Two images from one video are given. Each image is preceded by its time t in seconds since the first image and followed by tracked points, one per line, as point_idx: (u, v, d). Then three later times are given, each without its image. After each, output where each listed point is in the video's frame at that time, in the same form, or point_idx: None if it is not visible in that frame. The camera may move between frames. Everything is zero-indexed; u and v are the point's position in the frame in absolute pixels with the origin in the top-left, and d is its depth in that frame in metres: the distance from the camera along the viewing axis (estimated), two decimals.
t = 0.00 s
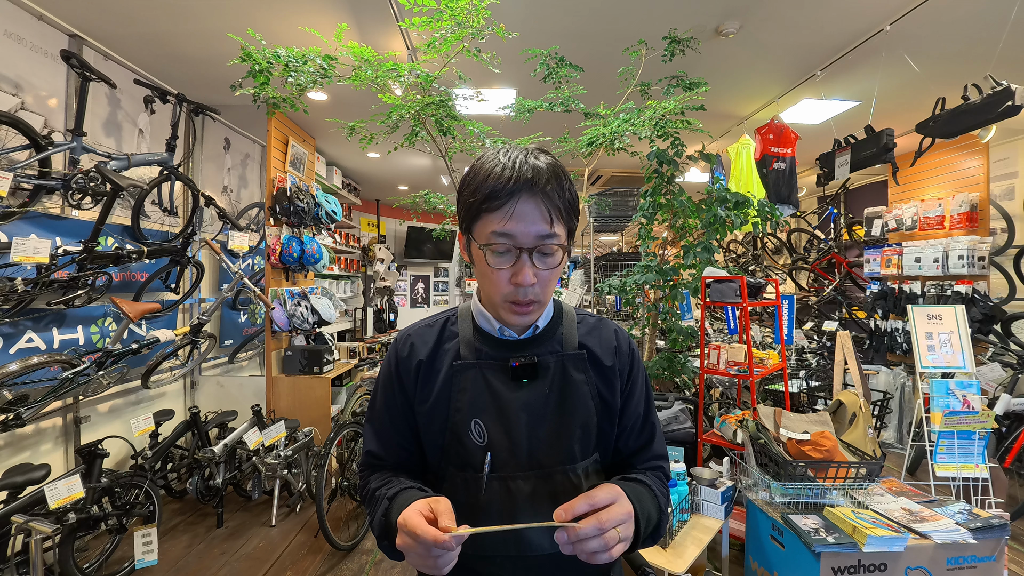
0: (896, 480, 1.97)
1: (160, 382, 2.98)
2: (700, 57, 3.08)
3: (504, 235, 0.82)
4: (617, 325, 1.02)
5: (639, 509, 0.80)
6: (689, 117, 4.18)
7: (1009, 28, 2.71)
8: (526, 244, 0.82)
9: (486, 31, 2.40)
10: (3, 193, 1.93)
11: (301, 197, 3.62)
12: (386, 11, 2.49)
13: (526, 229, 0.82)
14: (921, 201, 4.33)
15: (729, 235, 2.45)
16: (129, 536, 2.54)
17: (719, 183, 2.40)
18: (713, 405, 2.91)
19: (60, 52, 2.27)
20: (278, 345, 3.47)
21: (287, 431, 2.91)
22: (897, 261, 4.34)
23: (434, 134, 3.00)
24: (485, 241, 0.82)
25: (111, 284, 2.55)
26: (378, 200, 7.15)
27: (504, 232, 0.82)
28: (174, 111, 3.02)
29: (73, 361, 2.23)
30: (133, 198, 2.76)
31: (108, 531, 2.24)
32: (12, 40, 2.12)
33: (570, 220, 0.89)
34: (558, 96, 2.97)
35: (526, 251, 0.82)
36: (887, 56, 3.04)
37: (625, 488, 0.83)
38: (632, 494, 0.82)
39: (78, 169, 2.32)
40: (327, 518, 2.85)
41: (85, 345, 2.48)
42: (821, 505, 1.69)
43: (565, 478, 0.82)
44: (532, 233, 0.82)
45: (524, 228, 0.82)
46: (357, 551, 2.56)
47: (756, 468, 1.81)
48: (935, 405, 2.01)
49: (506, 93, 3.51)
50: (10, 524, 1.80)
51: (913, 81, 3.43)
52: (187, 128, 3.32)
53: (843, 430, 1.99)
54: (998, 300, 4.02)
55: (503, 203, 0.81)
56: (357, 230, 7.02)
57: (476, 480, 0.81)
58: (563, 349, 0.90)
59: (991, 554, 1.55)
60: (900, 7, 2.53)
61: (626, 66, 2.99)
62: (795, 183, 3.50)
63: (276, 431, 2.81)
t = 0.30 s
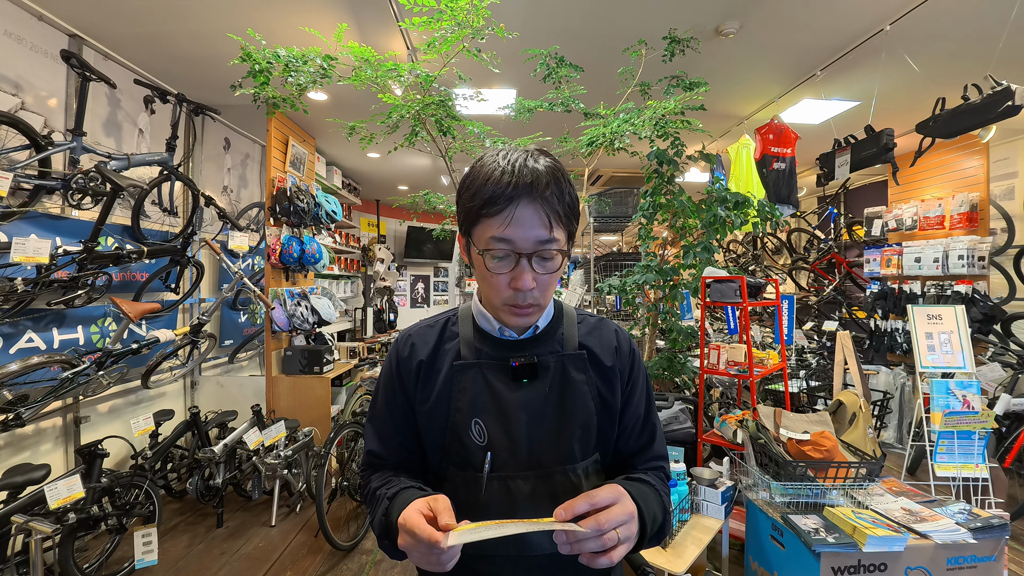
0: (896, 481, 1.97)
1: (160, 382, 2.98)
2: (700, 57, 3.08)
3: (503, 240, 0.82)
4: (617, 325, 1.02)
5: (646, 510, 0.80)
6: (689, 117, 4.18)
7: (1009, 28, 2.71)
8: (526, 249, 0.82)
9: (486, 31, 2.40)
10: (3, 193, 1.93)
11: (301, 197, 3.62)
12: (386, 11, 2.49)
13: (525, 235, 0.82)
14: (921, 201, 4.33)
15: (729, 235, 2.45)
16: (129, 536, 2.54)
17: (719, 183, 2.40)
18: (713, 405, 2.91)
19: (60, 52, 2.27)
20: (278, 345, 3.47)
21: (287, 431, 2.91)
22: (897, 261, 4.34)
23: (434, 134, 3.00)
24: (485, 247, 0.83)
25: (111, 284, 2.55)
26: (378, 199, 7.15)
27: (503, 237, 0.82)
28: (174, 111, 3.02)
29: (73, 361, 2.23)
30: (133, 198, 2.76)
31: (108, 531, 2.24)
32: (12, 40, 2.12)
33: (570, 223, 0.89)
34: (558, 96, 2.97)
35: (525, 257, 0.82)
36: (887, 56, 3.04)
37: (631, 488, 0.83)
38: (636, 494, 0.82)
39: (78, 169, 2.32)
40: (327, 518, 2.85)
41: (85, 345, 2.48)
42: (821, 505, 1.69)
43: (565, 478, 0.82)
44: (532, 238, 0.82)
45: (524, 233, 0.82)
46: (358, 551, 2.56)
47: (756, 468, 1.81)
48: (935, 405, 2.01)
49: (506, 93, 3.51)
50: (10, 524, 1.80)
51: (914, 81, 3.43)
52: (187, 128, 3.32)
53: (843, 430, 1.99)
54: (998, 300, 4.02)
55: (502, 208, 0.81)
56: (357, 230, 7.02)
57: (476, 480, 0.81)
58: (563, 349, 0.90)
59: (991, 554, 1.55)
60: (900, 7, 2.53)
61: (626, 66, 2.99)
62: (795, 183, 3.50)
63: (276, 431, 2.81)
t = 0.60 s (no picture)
0: (896, 481, 1.97)
1: (160, 382, 2.98)
2: (700, 57, 3.08)
3: (503, 242, 0.82)
4: (616, 325, 1.02)
5: (647, 510, 0.80)
6: (689, 117, 4.18)
7: (1009, 28, 2.71)
8: (526, 251, 0.82)
9: (486, 31, 2.40)
10: (3, 193, 1.93)
11: (301, 197, 3.62)
12: (386, 11, 2.49)
13: (526, 236, 0.82)
14: (921, 201, 4.33)
15: (729, 235, 2.45)
16: (129, 536, 2.54)
17: (719, 183, 2.40)
18: (713, 405, 2.92)
19: (60, 52, 2.27)
20: (278, 345, 3.47)
21: (287, 431, 2.91)
22: (897, 261, 4.34)
23: (434, 134, 3.00)
24: (485, 248, 0.83)
25: (111, 284, 2.55)
26: (378, 200, 7.15)
27: (503, 238, 0.82)
28: (174, 111, 3.02)
29: (73, 361, 2.23)
30: (133, 198, 2.76)
31: (108, 531, 2.24)
32: (13, 40, 2.12)
33: (570, 224, 0.89)
34: (558, 96, 2.97)
35: (526, 259, 0.82)
36: (887, 56, 3.04)
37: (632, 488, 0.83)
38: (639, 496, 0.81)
39: (78, 169, 2.32)
40: (327, 518, 2.85)
41: (85, 345, 2.48)
42: (821, 505, 1.69)
43: (565, 477, 0.82)
44: (533, 240, 0.82)
45: (524, 235, 0.82)
46: (358, 551, 2.56)
47: (756, 468, 1.81)
48: (935, 405, 2.01)
49: (506, 93, 3.51)
50: (10, 524, 1.80)
51: (914, 81, 3.43)
52: (187, 128, 3.32)
53: (843, 430, 1.99)
54: (998, 300, 4.02)
55: (503, 210, 0.81)
56: (357, 230, 7.02)
57: (476, 480, 0.81)
58: (562, 349, 0.90)
59: (991, 554, 1.55)
60: (900, 7, 2.53)
61: (626, 65, 2.99)
62: (795, 183, 3.50)
63: (276, 431, 2.81)
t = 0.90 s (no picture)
0: (896, 481, 1.97)
1: (160, 382, 2.98)
2: (700, 57, 3.08)
3: (500, 242, 0.82)
4: (614, 325, 1.02)
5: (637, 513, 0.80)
6: (689, 117, 4.18)
7: (1009, 28, 2.71)
8: (523, 252, 0.82)
9: (486, 31, 2.40)
10: (3, 193, 1.93)
11: (301, 197, 3.62)
12: (387, 11, 2.49)
13: (522, 237, 0.81)
14: (921, 201, 4.33)
15: (729, 235, 2.45)
16: (129, 536, 2.54)
17: (719, 183, 2.40)
18: (713, 405, 2.92)
19: (60, 52, 2.27)
20: (278, 345, 3.47)
21: (286, 431, 2.91)
22: (897, 261, 4.34)
23: (434, 134, 3.00)
24: (482, 249, 0.83)
25: (111, 284, 2.55)
26: (378, 200, 7.15)
27: (500, 239, 0.82)
28: (174, 111, 3.02)
29: (73, 361, 2.23)
30: (133, 198, 2.76)
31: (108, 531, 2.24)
32: (13, 40, 2.12)
33: (567, 225, 0.89)
34: (558, 96, 2.97)
35: (522, 259, 0.82)
36: (887, 56, 3.04)
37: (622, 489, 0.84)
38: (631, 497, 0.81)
39: (78, 169, 2.32)
40: (327, 518, 2.85)
41: (85, 345, 2.48)
42: (821, 505, 1.69)
43: (561, 477, 0.82)
44: (529, 240, 0.82)
45: (521, 235, 0.82)
46: (358, 551, 2.56)
47: (756, 468, 1.81)
48: (935, 405, 2.01)
49: (506, 93, 3.51)
50: (10, 524, 1.80)
51: (914, 81, 3.43)
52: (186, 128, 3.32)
53: (843, 430, 1.99)
54: (998, 300, 4.02)
55: (499, 210, 0.81)
56: (357, 230, 7.02)
57: (473, 481, 0.81)
58: (559, 350, 0.90)
59: (991, 554, 1.55)
60: (900, 7, 2.53)
61: (626, 65, 2.99)
62: (795, 183, 3.50)
63: (276, 431, 2.81)
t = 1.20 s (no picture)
0: (896, 480, 1.97)
1: (160, 382, 2.98)
2: (700, 57, 3.08)
3: (497, 242, 0.82)
4: (612, 325, 1.02)
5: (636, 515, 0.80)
6: (689, 117, 4.18)
7: (1009, 28, 2.71)
8: (520, 251, 0.82)
9: (486, 31, 2.40)
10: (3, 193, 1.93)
11: (301, 197, 3.62)
12: (387, 11, 2.49)
13: (519, 236, 0.82)
14: (921, 201, 4.33)
15: (729, 235, 2.45)
16: (129, 536, 2.54)
17: (719, 183, 2.40)
18: (713, 405, 2.91)
19: (60, 52, 2.27)
20: (278, 345, 3.47)
21: (286, 431, 2.91)
22: (897, 261, 4.34)
23: (434, 134, 3.00)
24: (478, 249, 0.83)
25: (111, 284, 2.55)
26: (378, 199, 7.15)
27: (496, 239, 0.82)
28: (174, 111, 3.02)
29: (73, 361, 2.23)
30: (133, 198, 2.75)
31: (108, 531, 2.24)
32: (13, 40, 2.12)
33: (564, 224, 0.89)
34: (558, 96, 2.97)
35: (519, 259, 0.82)
36: (887, 56, 3.04)
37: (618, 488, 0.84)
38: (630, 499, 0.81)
39: (78, 169, 2.32)
40: (327, 518, 2.85)
41: (85, 345, 2.48)
42: (821, 505, 1.69)
43: (560, 478, 0.82)
44: (526, 240, 0.82)
45: (517, 235, 0.82)
46: (358, 551, 2.55)
47: (756, 468, 1.81)
48: (935, 405, 2.01)
49: (506, 93, 3.51)
50: (10, 524, 1.80)
51: (914, 81, 3.43)
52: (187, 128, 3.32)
53: (843, 430, 1.99)
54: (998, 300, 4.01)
55: (495, 210, 0.81)
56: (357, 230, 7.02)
57: (471, 481, 0.81)
58: (557, 350, 0.90)
59: (991, 554, 1.55)
60: (900, 7, 2.53)
61: (626, 65, 2.99)
62: (795, 183, 3.50)
63: (276, 431, 2.81)
